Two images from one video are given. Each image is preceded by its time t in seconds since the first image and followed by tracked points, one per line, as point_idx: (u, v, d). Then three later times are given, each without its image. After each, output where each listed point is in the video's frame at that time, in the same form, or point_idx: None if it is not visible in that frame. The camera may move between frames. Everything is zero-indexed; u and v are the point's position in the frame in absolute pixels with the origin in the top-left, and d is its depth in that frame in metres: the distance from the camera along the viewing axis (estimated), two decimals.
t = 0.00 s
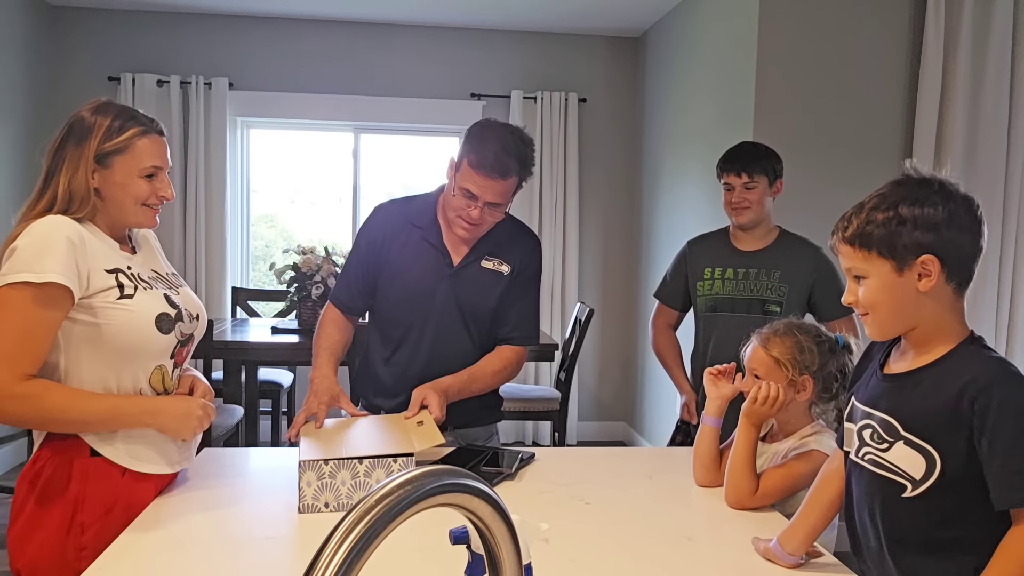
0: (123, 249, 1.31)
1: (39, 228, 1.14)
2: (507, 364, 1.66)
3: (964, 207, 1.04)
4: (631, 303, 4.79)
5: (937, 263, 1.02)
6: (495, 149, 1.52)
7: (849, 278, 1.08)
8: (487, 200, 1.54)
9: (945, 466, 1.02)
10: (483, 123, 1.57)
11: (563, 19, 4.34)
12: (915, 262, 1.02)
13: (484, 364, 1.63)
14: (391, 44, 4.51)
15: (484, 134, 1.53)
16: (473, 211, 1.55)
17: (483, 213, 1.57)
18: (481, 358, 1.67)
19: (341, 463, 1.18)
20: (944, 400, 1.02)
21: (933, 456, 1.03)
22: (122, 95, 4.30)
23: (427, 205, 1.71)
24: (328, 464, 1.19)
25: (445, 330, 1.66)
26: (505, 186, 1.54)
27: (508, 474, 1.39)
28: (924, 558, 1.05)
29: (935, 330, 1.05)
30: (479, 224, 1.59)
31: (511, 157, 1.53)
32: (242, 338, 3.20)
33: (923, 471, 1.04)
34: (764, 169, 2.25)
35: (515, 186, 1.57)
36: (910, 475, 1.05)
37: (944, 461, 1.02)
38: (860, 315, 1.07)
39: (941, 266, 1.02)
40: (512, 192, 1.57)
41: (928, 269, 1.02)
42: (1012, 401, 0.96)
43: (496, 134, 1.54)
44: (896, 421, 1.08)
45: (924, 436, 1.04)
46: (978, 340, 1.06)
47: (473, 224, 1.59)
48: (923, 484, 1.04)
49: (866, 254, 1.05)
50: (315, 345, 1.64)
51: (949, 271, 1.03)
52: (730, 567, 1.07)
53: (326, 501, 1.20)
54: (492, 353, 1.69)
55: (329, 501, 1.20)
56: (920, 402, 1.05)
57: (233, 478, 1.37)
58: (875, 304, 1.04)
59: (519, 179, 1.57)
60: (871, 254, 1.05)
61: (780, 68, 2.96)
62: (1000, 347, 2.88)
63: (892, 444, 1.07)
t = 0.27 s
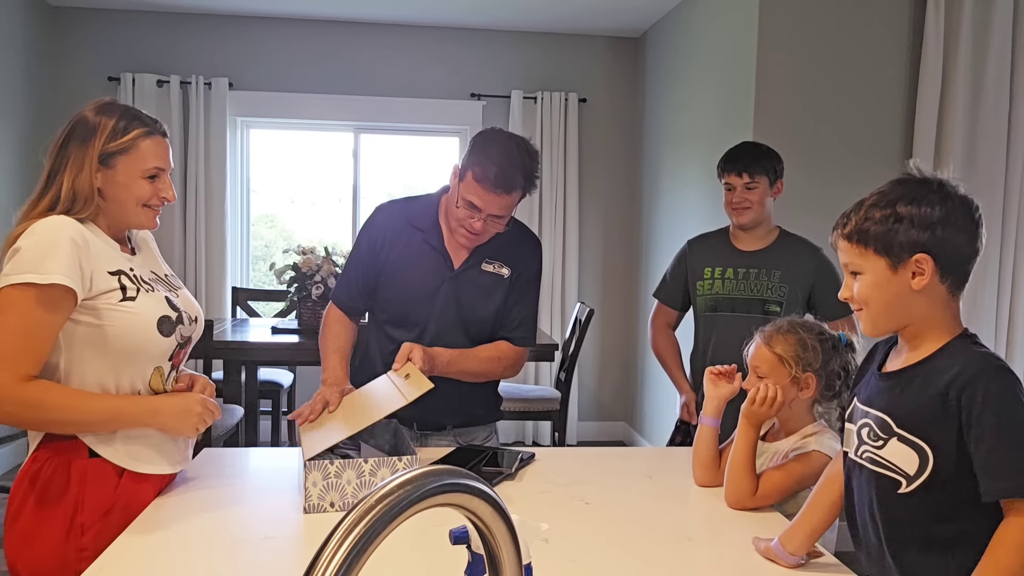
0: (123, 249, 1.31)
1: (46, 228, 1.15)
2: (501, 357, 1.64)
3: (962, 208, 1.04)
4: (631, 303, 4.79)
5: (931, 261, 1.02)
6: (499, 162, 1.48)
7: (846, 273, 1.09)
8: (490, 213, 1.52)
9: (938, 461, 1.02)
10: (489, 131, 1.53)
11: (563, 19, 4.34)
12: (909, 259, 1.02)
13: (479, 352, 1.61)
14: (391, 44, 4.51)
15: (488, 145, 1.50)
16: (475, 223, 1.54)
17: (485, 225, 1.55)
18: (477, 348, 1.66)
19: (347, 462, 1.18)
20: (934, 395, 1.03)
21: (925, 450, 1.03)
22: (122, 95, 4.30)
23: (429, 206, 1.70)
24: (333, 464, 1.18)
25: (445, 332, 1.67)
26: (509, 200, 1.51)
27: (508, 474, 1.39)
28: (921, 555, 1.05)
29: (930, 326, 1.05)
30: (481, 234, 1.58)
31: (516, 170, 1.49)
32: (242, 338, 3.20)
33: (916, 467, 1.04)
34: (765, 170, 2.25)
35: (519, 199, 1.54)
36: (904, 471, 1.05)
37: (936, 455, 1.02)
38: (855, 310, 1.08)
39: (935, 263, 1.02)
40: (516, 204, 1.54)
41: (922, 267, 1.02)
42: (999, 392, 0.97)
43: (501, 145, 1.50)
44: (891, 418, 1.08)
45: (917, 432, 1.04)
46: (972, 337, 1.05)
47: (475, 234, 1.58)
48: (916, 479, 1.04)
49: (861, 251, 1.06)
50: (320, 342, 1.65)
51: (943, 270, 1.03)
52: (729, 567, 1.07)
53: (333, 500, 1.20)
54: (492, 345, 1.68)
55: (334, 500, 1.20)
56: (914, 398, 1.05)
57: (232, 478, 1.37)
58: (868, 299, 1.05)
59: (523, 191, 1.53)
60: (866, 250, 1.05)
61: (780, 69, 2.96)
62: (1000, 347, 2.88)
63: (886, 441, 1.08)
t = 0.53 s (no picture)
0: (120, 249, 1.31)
1: (46, 228, 1.14)
2: (492, 354, 1.63)
3: (954, 213, 1.05)
4: (631, 303, 4.79)
5: (920, 261, 1.02)
6: (501, 168, 1.47)
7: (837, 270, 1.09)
8: (491, 218, 1.52)
9: (929, 459, 1.02)
10: (494, 136, 1.52)
11: (563, 19, 4.34)
12: (899, 258, 1.03)
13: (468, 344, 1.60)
14: (391, 44, 4.51)
15: (491, 151, 1.49)
16: (475, 227, 1.53)
17: (485, 230, 1.55)
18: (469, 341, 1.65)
19: (349, 462, 1.18)
20: (926, 393, 1.03)
21: (916, 448, 1.03)
22: (122, 95, 4.30)
23: (430, 207, 1.70)
24: (335, 464, 1.19)
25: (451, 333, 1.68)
26: (510, 206, 1.50)
27: (507, 474, 1.39)
28: (910, 552, 1.05)
29: (916, 326, 1.06)
30: (480, 238, 1.58)
31: (518, 176, 1.48)
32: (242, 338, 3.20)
33: (907, 465, 1.03)
34: (765, 170, 2.25)
35: (520, 205, 1.53)
36: (895, 469, 1.05)
37: (928, 453, 1.02)
38: (842, 306, 1.08)
39: (924, 263, 1.02)
40: (518, 209, 1.53)
41: (911, 267, 1.03)
42: (990, 391, 0.97)
43: (504, 151, 1.49)
44: (881, 416, 1.08)
45: (908, 430, 1.04)
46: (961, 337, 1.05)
47: (475, 237, 1.58)
48: (908, 477, 1.04)
49: (853, 248, 1.06)
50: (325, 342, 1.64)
51: (932, 271, 1.03)
52: (729, 567, 1.07)
53: (335, 500, 1.20)
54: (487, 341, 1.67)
55: (336, 500, 1.20)
56: (903, 396, 1.05)
57: (233, 477, 1.37)
58: (856, 295, 1.06)
59: (524, 198, 1.53)
60: (858, 248, 1.05)
61: (780, 69, 2.96)
62: (1000, 347, 2.88)
63: (877, 439, 1.07)
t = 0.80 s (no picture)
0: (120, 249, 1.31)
1: (44, 230, 1.14)
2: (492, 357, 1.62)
3: (943, 214, 1.04)
4: (631, 303, 4.79)
5: (909, 263, 1.02)
6: (493, 165, 1.48)
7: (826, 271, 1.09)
8: (483, 216, 1.52)
9: (921, 461, 1.02)
10: (486, 134, 1.53)
11: (563, 19, 4.34)
12: (888, 260, 1.03)
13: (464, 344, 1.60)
14: (392, 43, 4.51)
15: (483, 149, 1.49)
16: (468, 225, 1.55)
17: (478, 227, 1.56)
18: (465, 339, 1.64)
19: (349, 462, 1.18)
20: (917, 393, 1.03)
21: (909, 450, 1.03)
22: (122, 95, 4.30)
23: (426, 207, 1.70)
24: (335, 463, 1.19)
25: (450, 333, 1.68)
26: (502, 204, 1.51)
27: (508, 474, 1.39)
28: (906, 552, 1.05)
29: (905, 326, 1.06)
30: (474, 236, 1.58)
31: (509, 174, 1.49)
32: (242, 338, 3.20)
33: (901, 466, 1.04)
34: (765, 170, 2.25)
35: (513, 201, 1.54)
36: (888, 471, 1.05)
37: (920, 454, 1.02)
38: (832, 307, 1.08)
39: (912, 265, 1.02)
40: (510, 207, 1.54)
41: (900, 268, 1.02)
42: (979, 390, 0.97)
43: (495, 150, 1.50)
44: (875, 418, 1.08)
45: (901, 432, 1.04)
46: (950, 336, 1.06)
47: (469, 236, 1.59)
48: (901, 478, 1.04)
49: (842, 248, 1.06)
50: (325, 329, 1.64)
51: (921, 272, 1.03)
52: (729, 567, 1.07)
53: (335, 500, 1.20)
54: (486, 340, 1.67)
55: (336, 500, 1.20)
56: (894, 398, 1.05)
57: (233, 478, 1.37)
58: (846, 296, 1.05)
59: (516, 194, 1.53)
60: (847, 248, 1.05)
61: (780, 69, 2.96)
62: (1001, 346, 2.88)
63: (872, 441, 1.08)
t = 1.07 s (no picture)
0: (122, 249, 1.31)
1: (47, 231, 1.15)
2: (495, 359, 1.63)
3: (946, 213, 1.05)
4: (631, 303, 4.79)
5: (913, 262, 1.02)
6: (475, 159, 1.50)
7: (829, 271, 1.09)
8: (468, 210, 1.53)
9: (924, 465, 1.02)
10: (466, 131, 1.55)
11: (563, 19, 4.34)
12: (892, 260, 1.03)
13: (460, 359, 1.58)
14: (392, 44, 4.51)
15: (464, 145, 1.52)
16: (454, 221, 1.55)
17: (465, 223, 1.56)
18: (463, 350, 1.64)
19: (345, 462, 1.18)
20: (921, 397, 1.03)
21: (912, 453, 1.03)
22: (122, 95, 4.30)
23: (414, 208, 1.71)
24: (332, 463, 1.18)
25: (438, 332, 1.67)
26: (487, 197, 1.52)
27: (507, 474, 1.39)
28: (906, 553, 1.05)
29: (909, 328, 1.06)
30: (461, 233, 1.58)
31: (491, 167, 1.51)
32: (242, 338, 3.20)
33: (903, 469, 1.04)
34: (765, 169, 2.25)
35: (497, 195, 1.55)
36: (891, 473, 1.05)
37: (922, 457, 1.02)
38: (834, 307, 1.08)
39: (916, 265, 1.03)
40: (495, 202, 1.55)
41: (904, 268, 1.03)
42: (986, 396, 0.97)
43: (477, 145, 1.52)
44: (876, 420, 1.08)
45: (904, 435, 1.04)
46: (956, 339, 1.06)
47: (456, 233, 1.59)
48: (903, 482, 1.04)
49: (845, 248, 1.06)
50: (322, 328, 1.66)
51: (924, 273, 1.03)
52: (729, 567, 1.07)
53: (333, 500, 1.20)
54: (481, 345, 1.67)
55: (333, 500, 1.20)
56: (898, 400, 1.05)
57: (233, 478, 1.37)
58: (848, 296, 1.05)
59: (500, 187, 1.55)
60: (851, 248, 1.05)
61: (781, 68, 2.96)
62: (1001, 346, 2.88)
63: (874, 443, 1.08)
